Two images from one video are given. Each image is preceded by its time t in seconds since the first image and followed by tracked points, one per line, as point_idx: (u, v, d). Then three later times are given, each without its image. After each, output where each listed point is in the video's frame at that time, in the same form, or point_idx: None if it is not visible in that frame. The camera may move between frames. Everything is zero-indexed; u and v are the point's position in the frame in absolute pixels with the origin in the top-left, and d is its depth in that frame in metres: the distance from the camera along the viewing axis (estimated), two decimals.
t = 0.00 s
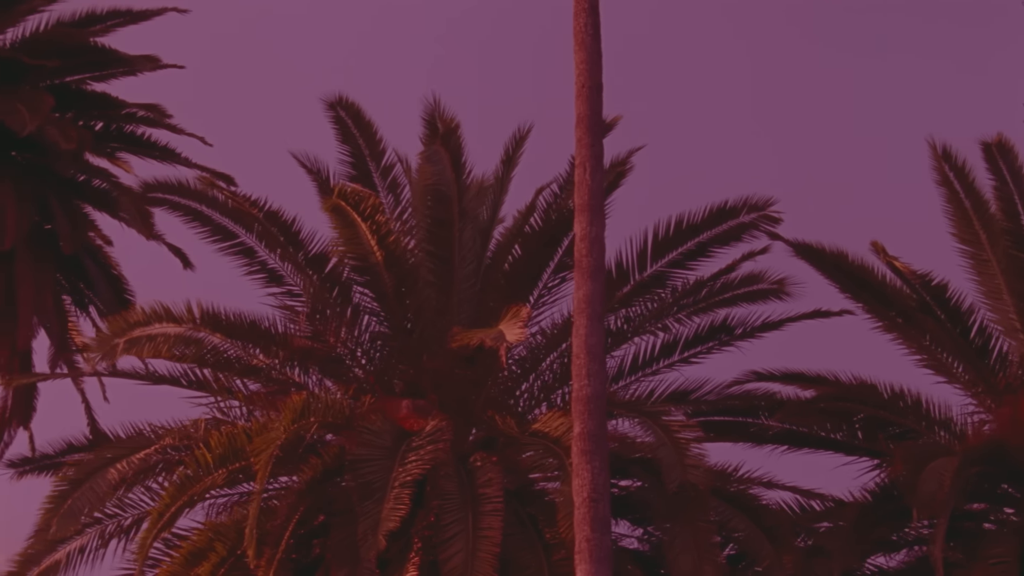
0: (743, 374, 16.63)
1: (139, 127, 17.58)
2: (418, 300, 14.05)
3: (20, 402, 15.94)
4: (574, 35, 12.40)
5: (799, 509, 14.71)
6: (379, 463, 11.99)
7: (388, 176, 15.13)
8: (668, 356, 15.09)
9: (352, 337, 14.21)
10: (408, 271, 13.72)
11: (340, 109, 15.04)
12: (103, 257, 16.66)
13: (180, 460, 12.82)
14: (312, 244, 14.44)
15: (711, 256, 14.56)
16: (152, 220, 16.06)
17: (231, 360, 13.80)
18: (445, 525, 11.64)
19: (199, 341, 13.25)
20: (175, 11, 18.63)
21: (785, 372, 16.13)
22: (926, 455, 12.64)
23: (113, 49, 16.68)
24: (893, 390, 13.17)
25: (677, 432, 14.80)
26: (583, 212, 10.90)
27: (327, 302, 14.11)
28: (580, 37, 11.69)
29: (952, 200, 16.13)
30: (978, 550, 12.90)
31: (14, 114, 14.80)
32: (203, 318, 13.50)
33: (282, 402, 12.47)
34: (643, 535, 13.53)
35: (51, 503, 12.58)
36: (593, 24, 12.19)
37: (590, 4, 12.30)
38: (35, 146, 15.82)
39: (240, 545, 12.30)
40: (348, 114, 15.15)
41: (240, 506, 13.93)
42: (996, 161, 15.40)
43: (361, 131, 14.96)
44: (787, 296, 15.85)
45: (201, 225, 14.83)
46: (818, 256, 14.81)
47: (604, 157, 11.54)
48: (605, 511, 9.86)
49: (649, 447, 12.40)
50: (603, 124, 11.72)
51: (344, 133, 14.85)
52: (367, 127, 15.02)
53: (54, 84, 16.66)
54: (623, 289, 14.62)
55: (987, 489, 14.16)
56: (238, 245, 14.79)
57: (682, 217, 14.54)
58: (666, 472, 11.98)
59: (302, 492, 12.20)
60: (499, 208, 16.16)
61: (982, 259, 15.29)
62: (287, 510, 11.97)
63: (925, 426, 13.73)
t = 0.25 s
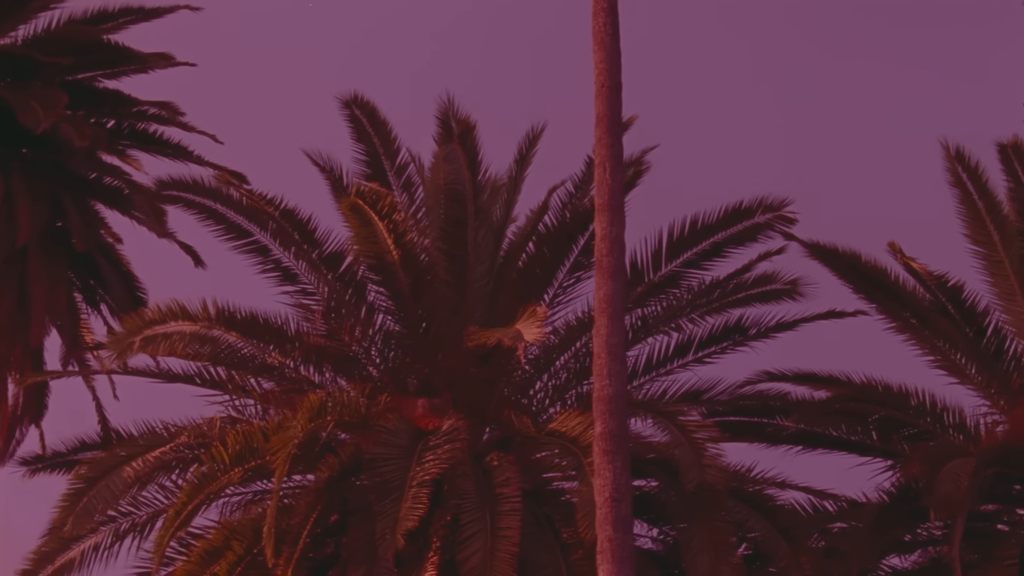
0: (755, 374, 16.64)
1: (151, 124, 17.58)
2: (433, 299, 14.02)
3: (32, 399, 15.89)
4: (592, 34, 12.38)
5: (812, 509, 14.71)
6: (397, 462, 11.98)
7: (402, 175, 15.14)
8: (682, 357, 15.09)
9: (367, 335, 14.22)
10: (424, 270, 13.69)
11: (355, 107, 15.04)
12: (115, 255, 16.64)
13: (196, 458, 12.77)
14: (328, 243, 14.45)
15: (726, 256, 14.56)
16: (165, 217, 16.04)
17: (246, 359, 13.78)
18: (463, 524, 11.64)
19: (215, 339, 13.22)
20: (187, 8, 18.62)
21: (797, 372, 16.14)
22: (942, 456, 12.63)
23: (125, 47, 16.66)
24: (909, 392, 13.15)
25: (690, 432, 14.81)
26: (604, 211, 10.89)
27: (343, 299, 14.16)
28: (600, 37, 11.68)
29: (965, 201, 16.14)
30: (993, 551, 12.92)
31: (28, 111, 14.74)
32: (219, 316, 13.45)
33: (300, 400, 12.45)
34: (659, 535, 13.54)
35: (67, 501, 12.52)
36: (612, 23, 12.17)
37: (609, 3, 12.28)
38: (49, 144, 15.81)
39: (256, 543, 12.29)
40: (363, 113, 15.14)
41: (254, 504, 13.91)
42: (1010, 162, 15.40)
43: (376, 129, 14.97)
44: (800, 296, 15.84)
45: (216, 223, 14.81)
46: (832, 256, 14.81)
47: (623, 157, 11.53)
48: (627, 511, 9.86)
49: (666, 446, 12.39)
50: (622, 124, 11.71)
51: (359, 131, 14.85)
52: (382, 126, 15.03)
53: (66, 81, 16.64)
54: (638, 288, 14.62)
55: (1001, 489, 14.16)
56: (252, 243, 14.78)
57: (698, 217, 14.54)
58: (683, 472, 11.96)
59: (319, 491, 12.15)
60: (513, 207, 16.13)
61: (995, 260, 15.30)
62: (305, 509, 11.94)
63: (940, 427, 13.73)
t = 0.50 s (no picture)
0: (767, 375, 16.64)
1: (163, 123, 17.58)
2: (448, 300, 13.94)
3: (43, 398, 15.84)
4: (611, 35, 12.38)
5: (826, 510, 14.71)
6: (413, 462, 11.97)
7: (416, 175, 15.17)
8: (695, 358, 15.09)
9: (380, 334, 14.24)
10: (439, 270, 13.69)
11: (369, 107, 15.06)
12: (127, 253, 16.61)
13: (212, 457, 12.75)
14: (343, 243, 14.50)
15: (740, 257, 14.57)
16: (177, 216, 16.01)
17: (260, 358, 13.77)
18: (481, 525, 11.63)
19: (230, 338, 13.21)
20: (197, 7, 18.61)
21: (809, 373, 16.18)
22: (958, 458, 12.62)
23: (137, 45, 16.65)
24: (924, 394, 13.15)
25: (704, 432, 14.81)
26: (624, 212, 10.88)
27: (358, 300, 14.23)
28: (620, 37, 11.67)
29: (977, 203, 16.16)
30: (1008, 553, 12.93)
31: (41, 109, 14.69)
32: (234, 315, 13.43)
33: (316, 400, 12.44)
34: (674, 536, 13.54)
35: (82, 500, 12.46)
36: (631, 24, 12.17)
37: (628, 4, 12.28)
38: (62, 142, 15.79)
39: (272, 543, 12.26)
40: (377, 112, 15.15)
41: (267, 503, 13.89)
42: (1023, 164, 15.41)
43: (390, 129, 15.00)
44: (813, 298, 15.83)
45: (230, 221, 14.80)
46: (848, 258, 14.82)
47: (643, 158, 11.52)
48: (648, 512, 9.84)
49: (683, 447, 12.39)
50: (641, 125, 11.71)
51: (374, 131, 14.87)
52: (397, 125, 15.05)
53: (78, 79, 16.63)
54: (651, 289, 14.63)
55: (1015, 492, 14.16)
56: (266, 242, 14.77)
57: (712, 218, 14.54)
58: (701, 473, 11.96)
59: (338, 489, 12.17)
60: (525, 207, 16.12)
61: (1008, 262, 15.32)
62: (322, 508, 11.94)
63: (956, 429, 13.72)
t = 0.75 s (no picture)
0: (777, 376, 16.65)
1: (172, 122, 17.56)
2: (463, 301, 13.87)
3: (53, 399, 15.79)
4: (626, 36, 12.35)
5: (837, 512, 14.72)
6: (428, 463, 11.97)
7: (428, 175, 15.18)
8: (707, 359, 15.10)
9: (391, 334, 14.23)
10: (452, 271, 13.64)
11: (381, 107, 15.05)
12: (137, 253, 16.59)
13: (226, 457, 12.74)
14: (356, 243, 14.54)
15: (752, 259, 14.56)
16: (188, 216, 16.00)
17: (273, 359, 13.77)
18: (496, 526, 11.63)
19: (243, 338, 13.18)
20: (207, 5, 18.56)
21: (819, 375, 16.19)
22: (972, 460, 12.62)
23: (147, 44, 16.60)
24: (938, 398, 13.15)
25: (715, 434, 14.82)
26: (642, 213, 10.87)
27: (370, 302, 14.23)
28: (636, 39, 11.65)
29: (988, 205, 16.16)
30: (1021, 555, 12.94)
31: (53, 108, 14.71)
32: (247, 315, 13.43)
33: (331, 400, 12.42)
34: (687, 536, 13.55)
35: (95, 500, 12.41)
36: (647, 25, 12.14)
37: (644, 5, 12.25)
38: (72, 142, 15.77)
39: (287, 543, 12.27)
40: (389, 112, 15.14)
41: (279, 503, 13.87)
42: None
43: (402, 129, 14.99)
44: (824, 299, 15.83)
45: (242, 221, 14.79)
46: (860, 260, 14.82)
47: (659, 159, 11.50)
48: (667, 514, 9.84)
49: (697, 449, 12.39)
50: (658, 126, 11.67)
51: (386, 131, 14.87)
52: (408, 125, 15.04)
53: (87, 78, 16.58)
54: (663, 291, 14.63)
55: None
56: (278, 242, 14.77)
57: (724, 220, 14.53)
58: (716, 475, 11.96)
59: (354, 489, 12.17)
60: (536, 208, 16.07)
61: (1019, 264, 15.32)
62: (337, 509, 11.93)
63: (968, 432, 13.72)
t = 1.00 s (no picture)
0: (783, 381, 16.67)
1: (178, 123, 17.54)
2: (473, 304, 13.87)
3: (59, 400, 15.75)
4: (639, 40, 12.37)
5: (845, 516, 14.74)
6: (441, 466, 11.97)
7: (437, 178, 15.19)
8: (715, 363, 15.11)
9: (401, 335, 14.15)
10: (462, 274, 13.63)
11: (391, 109, 15.06)
12: (144, 254, 16.55)
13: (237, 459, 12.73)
14: (367, 245, 14.55)
15: (762, 263, 14.58)
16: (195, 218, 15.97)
17: (283, 361, 13.75)
18: (509, 529, 11.63)
19: (254, 340, 13.18)
20: (214, 7, 18.57)
21: (826, 379, 16.22)
22: (982, 465, 12.65)
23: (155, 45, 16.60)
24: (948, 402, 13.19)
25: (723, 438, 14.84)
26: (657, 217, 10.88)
27: (381, 304, 14.13)
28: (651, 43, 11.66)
29: (994, 210, 16.21)
30: None
31: (62, 109, 14.70)
32: (258, 317, 13.42)
33: (343, 403, 12.42)
34: (698, 540, 13.55)
35: (106, 502, 12.37)
36: (661, 29, 12.16)
37: (657, 9, 12.27)
38: (80, 142, 15.75)
39: (298, 546, 12.29)
40: (399, 115, 15.14)
41: (288, 506, 13.82)
42: None
43: (412, 132, 15.00)
44: (831, 304, 15.84)
45: (251, 223, 14.78)
46: (869, 264, 14.84)
47: (673, 164, 11.52)
48: (684, 517, 9.85)
49: (709, 453, 12.40)
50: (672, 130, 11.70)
51: (396, 134, 14.87)
52: (418, 128, 15.05)
53: (95, 80, 16.58)
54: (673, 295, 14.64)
55: None
56: (287, 244, 14.75)
57: (734, 224, 14.55)
58: (728, 479, 11.97)
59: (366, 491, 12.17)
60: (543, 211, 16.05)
61: None
62: (349, 511, 11.92)
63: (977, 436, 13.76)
